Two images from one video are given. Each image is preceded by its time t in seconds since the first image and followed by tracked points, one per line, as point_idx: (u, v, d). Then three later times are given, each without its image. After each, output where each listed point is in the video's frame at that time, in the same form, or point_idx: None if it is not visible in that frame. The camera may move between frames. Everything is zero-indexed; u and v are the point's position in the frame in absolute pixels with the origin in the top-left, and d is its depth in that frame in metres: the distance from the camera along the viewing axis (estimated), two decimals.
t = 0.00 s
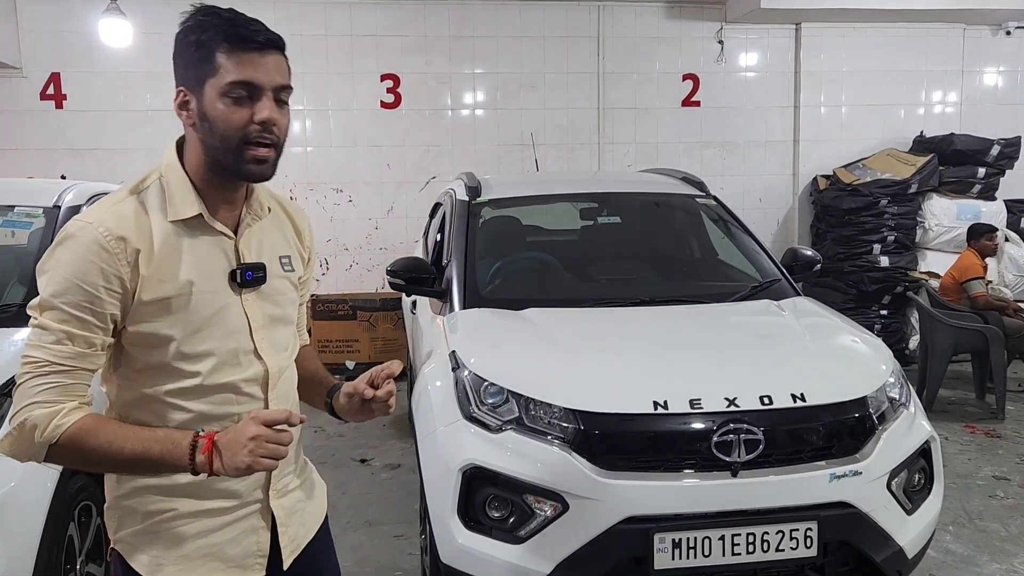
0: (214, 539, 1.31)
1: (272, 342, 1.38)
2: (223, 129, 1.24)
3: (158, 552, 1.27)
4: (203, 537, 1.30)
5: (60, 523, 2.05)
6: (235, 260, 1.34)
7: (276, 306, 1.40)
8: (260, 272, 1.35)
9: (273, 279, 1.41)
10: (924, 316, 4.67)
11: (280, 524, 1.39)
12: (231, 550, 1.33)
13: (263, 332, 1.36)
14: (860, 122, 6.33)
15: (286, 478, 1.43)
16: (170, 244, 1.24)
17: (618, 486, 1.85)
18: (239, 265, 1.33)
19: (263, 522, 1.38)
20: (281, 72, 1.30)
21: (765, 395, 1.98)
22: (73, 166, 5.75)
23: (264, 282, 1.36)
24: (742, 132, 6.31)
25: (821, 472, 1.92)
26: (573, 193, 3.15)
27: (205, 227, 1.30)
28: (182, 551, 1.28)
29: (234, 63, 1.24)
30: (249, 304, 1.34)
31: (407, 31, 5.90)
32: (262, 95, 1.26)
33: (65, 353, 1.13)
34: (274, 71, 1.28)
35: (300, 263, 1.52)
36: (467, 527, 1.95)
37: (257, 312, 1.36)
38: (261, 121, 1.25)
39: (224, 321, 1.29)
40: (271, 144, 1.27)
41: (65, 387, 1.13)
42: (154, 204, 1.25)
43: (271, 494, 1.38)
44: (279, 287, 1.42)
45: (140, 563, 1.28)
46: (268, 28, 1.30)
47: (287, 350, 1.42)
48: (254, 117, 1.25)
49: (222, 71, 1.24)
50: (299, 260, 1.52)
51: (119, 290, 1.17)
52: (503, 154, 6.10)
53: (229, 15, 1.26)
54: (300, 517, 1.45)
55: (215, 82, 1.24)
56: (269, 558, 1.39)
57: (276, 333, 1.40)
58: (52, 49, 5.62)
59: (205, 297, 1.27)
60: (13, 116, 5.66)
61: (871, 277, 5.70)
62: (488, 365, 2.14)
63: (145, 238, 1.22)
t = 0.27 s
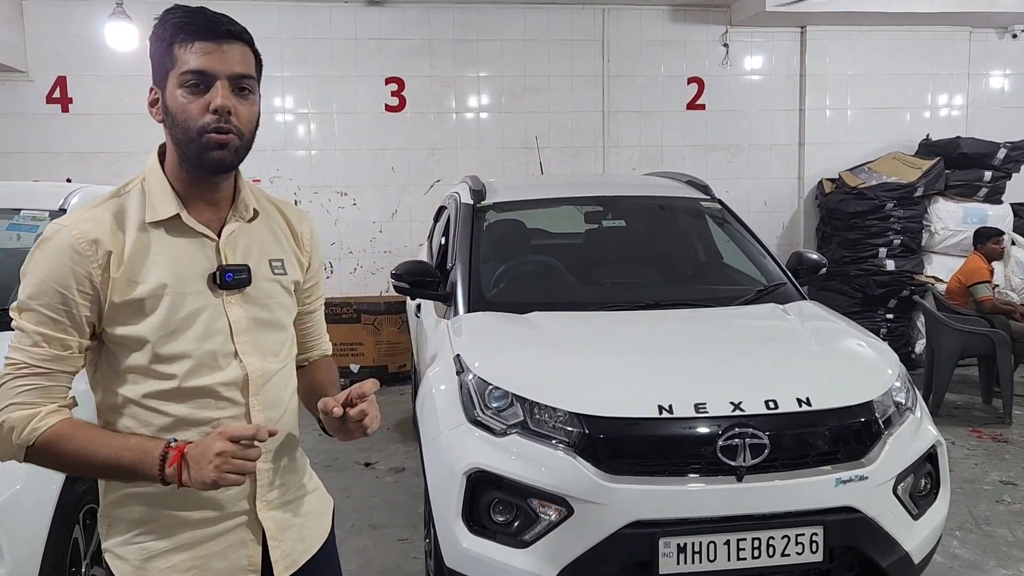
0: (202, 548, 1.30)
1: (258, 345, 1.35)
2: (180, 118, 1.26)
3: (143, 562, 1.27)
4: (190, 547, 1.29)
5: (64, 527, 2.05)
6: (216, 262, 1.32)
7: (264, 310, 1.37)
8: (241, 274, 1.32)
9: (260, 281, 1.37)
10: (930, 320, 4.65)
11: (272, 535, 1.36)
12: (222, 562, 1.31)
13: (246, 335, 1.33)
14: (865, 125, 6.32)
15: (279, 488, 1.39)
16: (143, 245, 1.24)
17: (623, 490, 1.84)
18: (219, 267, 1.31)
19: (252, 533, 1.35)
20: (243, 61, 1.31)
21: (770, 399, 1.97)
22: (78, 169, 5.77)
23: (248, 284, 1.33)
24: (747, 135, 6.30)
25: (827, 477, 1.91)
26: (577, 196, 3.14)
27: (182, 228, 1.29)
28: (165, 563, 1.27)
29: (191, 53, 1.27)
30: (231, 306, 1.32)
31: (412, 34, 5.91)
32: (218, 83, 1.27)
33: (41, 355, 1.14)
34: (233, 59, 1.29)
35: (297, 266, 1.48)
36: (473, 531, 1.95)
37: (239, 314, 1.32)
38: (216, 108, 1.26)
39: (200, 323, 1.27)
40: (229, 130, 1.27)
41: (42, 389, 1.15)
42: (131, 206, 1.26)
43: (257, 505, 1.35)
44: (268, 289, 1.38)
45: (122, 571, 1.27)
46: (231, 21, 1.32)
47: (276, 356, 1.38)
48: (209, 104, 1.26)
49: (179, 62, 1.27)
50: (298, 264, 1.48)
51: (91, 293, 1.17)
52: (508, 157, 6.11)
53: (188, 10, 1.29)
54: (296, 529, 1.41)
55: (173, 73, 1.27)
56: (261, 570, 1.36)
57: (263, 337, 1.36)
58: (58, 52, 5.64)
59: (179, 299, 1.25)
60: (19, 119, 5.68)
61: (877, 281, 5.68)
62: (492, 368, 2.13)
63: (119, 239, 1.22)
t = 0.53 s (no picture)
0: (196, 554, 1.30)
1: (253, 352, 1.32)
2: (174, 124, 1.28)
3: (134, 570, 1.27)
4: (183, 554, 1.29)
5: (72, 530, 2.06)
6: (215, 266, 1.32)
7: (262, 316, 1.34)
8: (237, 279, 1.30)
9: (260, 288, 1.35)
10: (938, 325, 4.64)
11: (262, 547, 1.34)
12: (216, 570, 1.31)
13: (240, 342, 1.31)
14: (872, 130, 6.31)
15: (273, 500, 1.36)
16: (139, 249, 1.26)
17: (629, 495, 1.84)
18: (216, 271, 1.30)
19: (243, 543, 1.33)
20: (236, 64, 1.32)
21: (777, 405, 1.97)
22: (87, 174, 5.80)
23: (244, 289, 1.31)
24: (753, 140, 6.30)
25: (835, 483, 1.91)
26: (583, 202, 3.15)
27: (180, 232, 1.30)
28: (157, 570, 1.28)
29: (184, 58, 1.28)
30: (226, 312, 1.30)
31: (419, 40, 5.93)
32: (210, 87, 1.28)
33: (42, 354, 1.19)
34: (225, 63, 1.30)
35: (305, 275, 1.45)
36: (479, 536, 1.96)
37: (235, 320, 1.31)
38: (208, 113, 1.27)
39: (189, 328, 1.26)
40: (222, 134, 1.28)
41: (44, 389, 1.20)
42: (131, 209, 1.28)
43: (249, 514, 1.33)
44: (267, 297, 1.36)
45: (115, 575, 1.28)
46: (224, 24, 1.33)
47: (271, 363, 1.35)
48: (201, 109, 1.27)
49: (173, 68, 1.28)
50: (306, 273, 1.45)
51: (85, 295, 1.21)
52: (514, 162, 6.12)
53: (181, 15, 1.30)
54: (289, 544, 1.38)
55: (167, 79, 1.28)
56: None
57: (259, 344, 1.34)
58: (68, 58, 5.68)
59: (171, 302, 1.26)
60: (29, 124, 5.72)
61: (885, 286, 5.67)
62: (499, 373, 2.14)
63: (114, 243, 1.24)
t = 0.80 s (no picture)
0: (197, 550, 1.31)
1: (253, 348, 1.31)
2: (178, 133, 1.30)
3: (137, 565, 1.30)
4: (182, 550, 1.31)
5: (80, 531, 2.08)
6: (220, 262, 1.33)
7: (265, 312, 1.33)
8: (240, 274, 1.30)
9: (266, 285, 1.34)
10: (944, 329, 4.64)
11: (257, 548, 1.33)
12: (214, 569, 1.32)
13: (241, 338, 1.30)
14: (879, 134, 6.31)
15: (272, 501, 1.34)
16: (146, 243, 1.29)
17: (635, 499, 1.85)
18: (220, 266, 1.31)
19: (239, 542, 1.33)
20: (238, 70, 1.33)
21: (783, 409, 1.98)
22: (96, 177, 5.84)
23: (248, 285, 1.31)
24: (759, 144, 6.30)
25: (841, 487, 1.91)
26: (590, 205, 3.16)
27: (188, 228, 1.32)
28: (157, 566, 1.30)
29: (186, 68, 1.30)
30: (229, 307, 1.30)
31: (426, 45, 5.95)
32: (212, 95, 1.30)
33: (53, 343, 1.24)
34: (226, 70, 1.31)
35: (318, 274, 1.42)
36: (485, 538, 1.96)
37: (237, 315, 1.30)
38: (211, 121, 1.29)
39: (188, 322, 1.28)
40: (226, 141, 1.30)
41: (53, 376, 1.24)
42: (144, 208, 1.32)
43: (245, 512, 1.32)
44: (272, 293, 1.34)
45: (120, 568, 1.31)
46: (224, 30, 1.34)
47: (272, 361, 1.33)
48: (205, 117, 1.29)
49: (176, 77, 1.30)
50: (318, 269, 1.42)
51: (94, 286, 1.25)
52: (521, 167, 6.14)
53: (181, 24, 1.31)
54: (287, 547, 1.36)
55: (171, 89, 1.30)
56: None
57: (262, 341, 1.32)
58: (78, 62, 5.72)
59: (174, 295, 1.27)
60: (39, 128, 5.76)
61: (890, 290, 5.66)
62: (505, 376, 2.15)
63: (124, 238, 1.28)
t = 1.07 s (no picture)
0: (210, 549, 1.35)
1: (266, 347, 1.35)
2: (193, 138, 1.35)
3: (153, 556, 1.36)
4: (196, 547, 1.35)
5: (88, 532, 2.09)
6: (237, 263, 1.38)
7: (279, 313, 1.37)
8: (255, 275, 1.35)
9: (282, 286, 1.38)
10: (950, 333, 4.62)
11: (269, 546, 1.38)
12: (226, 565, 1.36)
13: (254, 338, 1.35)
14: (884, 137, 6.30)
15: (283, 499, 1.38)
16: (167, 249, 1.35)
17: (641, 502, 1.85)
18: (235, 268, 1.36)
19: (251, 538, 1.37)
20: (248, 75, 1.37)
21: (789, 412, 1.97)
22: (103, 179, 5.86)
23: (263, 286, 1.35)
24: (765, 147, 6.30)
25: (847, 491, 1.91)
26: (595, 208, 3.16)
27: (206, 232, 1.38)
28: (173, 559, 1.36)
29: (199, 75, 1.34)
30: (245, 308, 1.35)
31: (431, 47, 5.97)
32: (224, 101, 1.34)
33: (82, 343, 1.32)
34: (236, 76, 1.35)
35: (335, 275, 1.45)
36: (490, 541, 1.96)
37: (251, 315, 1.35)
38: (222, 126, 1.33)
39: (204, 322, 1.33)
40: (237, 144, 1.34)
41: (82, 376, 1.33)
42: (167, 214, 1.39)
43: (258, 508, 1.37)
44: (287, 294, 1.38)
45: (141, 559, 1.38)
46: (235, 37, 1.38)
47: (285, 361, 1.37)
48: (216, 122, 1.33)
49: (190, 85, 1.35)
50: (333, 272, 1.44)
51: (119, 289, 1.33)
52: (526, 169, 6.14)
53: (194, 33, 1.36)
54: (301, 546, 1.40)
55: (186, 96, 1.35)
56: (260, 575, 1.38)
57: (274, 342, 1.36)
58: (85, 65, 5.75)
59: (191, 296, 1.33)
60: (46, 130, 5.78)
61: (896, 294, 5.65)
62: (510, 379, 2.15)
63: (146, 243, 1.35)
